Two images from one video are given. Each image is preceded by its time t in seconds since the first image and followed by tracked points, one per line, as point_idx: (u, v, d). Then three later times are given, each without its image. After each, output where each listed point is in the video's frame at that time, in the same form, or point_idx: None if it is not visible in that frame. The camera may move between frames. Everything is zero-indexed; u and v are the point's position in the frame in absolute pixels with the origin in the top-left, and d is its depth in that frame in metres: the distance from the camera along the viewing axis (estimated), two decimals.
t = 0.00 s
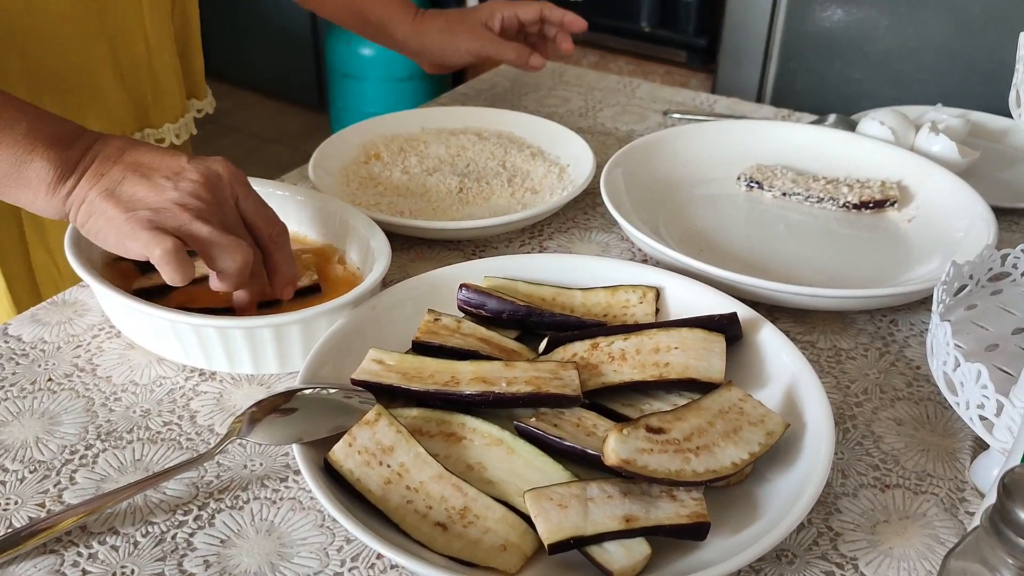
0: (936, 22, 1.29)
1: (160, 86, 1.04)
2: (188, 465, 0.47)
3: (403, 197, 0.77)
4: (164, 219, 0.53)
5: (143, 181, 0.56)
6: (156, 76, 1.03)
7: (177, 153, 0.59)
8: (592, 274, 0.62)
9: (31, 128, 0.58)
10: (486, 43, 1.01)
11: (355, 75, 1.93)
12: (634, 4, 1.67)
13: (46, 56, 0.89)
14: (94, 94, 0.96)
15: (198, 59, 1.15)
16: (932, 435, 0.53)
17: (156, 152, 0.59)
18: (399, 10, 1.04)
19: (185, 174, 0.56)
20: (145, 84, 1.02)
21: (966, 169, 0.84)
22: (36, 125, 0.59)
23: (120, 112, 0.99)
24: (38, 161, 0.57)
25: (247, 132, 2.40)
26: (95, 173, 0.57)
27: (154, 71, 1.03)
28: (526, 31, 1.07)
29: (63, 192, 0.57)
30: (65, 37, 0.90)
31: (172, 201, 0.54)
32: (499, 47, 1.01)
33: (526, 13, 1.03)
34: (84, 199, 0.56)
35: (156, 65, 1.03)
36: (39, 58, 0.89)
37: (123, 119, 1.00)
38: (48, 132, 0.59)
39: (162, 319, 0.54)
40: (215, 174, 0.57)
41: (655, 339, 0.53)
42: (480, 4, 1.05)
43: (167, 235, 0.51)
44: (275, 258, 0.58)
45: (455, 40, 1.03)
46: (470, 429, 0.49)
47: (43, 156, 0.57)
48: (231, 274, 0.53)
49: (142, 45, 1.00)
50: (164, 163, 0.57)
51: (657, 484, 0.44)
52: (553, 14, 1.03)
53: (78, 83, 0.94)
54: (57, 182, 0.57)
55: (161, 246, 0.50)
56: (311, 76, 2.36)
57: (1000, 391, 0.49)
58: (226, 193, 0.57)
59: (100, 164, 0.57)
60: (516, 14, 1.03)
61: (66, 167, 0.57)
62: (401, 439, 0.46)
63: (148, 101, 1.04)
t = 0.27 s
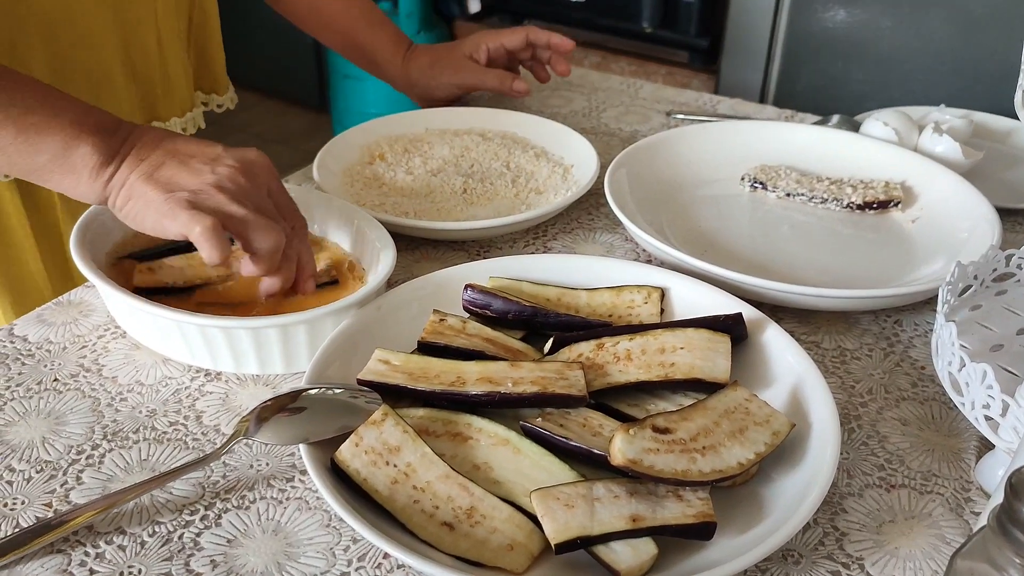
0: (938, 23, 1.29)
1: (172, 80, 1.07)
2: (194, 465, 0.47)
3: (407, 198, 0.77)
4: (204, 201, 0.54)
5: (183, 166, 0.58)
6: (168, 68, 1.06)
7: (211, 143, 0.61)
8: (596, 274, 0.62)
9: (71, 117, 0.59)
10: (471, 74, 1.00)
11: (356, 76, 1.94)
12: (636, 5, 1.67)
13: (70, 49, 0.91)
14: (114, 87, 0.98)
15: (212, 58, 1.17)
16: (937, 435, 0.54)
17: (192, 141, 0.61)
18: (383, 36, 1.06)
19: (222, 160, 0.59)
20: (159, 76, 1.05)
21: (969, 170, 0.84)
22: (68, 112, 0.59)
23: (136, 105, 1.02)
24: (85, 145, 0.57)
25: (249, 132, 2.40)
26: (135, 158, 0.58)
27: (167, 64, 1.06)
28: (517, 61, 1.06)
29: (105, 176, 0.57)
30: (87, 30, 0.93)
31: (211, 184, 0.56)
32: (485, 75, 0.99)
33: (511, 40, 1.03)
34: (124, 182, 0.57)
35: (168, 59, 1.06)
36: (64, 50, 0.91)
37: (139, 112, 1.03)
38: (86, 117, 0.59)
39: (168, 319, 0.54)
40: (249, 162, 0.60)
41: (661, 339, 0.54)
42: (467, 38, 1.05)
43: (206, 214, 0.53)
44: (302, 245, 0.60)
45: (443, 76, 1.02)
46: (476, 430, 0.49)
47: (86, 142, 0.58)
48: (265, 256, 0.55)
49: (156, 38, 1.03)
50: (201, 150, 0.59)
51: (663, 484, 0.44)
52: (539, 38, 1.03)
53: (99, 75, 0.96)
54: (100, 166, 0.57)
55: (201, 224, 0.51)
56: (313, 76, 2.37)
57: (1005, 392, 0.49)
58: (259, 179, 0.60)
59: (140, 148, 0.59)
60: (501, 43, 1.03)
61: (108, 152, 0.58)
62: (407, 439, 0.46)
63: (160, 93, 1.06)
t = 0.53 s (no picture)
0: (937, 24, 1.29)
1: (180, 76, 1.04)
2: (192, 465, 0.47)
3: (406, 198, 0.77)
4: (229, 204, 0.55)
5: (199, 176, 0.58)
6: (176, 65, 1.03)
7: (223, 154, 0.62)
8: (594, 275, 0.62)
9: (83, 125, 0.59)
10: (467, 82, 0.99)
11: (355, 76, 1.94)
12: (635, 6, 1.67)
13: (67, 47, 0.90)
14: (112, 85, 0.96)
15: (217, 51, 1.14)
16: (934, 436, 0.54)
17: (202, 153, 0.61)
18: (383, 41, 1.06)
19: (237, 165, 0.60)
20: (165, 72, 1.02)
21: (967, 171, 0.84)
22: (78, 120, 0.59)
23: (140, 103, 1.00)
24: (95, 157, 0.57)
25: (248, 133, 2.40)
26: (149, 170, 0.58)
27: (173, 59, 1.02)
28: (516, 70, 1.06)
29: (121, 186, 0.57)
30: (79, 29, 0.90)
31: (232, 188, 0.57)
32: (482, 86, 0.99)
33: (510, 51, 1.02)
34: (140, 194, 0.57)
35: (176, 54, 1.03)
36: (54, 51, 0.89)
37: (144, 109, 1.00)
38: (97, 127, 0.59)
39: (166, 319, 0.54)
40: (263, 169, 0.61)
41: (658, 340, 0.54)
42: (466, 45, 1.04)
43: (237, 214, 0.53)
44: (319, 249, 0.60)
45: (440, 85, 1.02)
46: (473, 429, 0.49)
47: (95, 153, 0.57)
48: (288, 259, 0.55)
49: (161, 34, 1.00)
50: (215, 159, 0.60)
51: (660, 484, 0.44)
52: (538, 49, 1.02)
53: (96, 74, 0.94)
54: (117, 178, 0.57)
55: (234, 223, 0.52)
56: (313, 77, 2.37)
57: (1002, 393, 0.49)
58: (275, 185, 0.61)
59: (153, 160, 0.59)
60: (499, 53, 1.02)
61: (123, 162, 0.58)
62: (405, 439, 0.46)
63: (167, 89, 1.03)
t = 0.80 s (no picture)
0: (936, 25, 1.29)
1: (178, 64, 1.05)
2: (187, 466, 0.47)
3: (404, 199, 0.77)
4: (146, 193, 0.53)
5: (120, 151, 0.55)
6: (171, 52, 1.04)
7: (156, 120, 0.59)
8: (592, 276, 0.62)
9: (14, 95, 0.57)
10: (467, 82, 0.99)
11: (354, 76, 1.93)
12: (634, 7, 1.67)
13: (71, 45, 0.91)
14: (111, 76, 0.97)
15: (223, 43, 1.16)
16: (932, 437, 0.54)
17: (131, 120, 0.58)
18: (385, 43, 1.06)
19: (165, 143, 0.57)
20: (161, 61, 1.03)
21: (966, 172, 0.84)
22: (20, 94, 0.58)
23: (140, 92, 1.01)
24: (10, 124, 0.56)
25: (248, 133, 2.40)
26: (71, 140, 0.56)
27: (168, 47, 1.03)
28: (516, 74, 1.05)
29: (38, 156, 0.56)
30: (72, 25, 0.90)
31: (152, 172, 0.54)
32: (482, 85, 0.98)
33: (510, 53, 1.02)
34: (57, 166, 0.55)
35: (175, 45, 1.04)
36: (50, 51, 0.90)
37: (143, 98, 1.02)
38: (27, 97, 0.58)
39: (163, 320, 0.54)
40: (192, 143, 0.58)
41: (656, 341, 0.54)
42: (466, 47, 1.05)
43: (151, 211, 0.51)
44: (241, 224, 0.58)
45: (440, 85, 1.01)
46: (470, 431, 0.49)
47: (13, 121, 0.56)
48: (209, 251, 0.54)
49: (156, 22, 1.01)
50: (143, 131, 0.57)
51: (657, 486, 0.44)
52: (538, 53, 1.02)
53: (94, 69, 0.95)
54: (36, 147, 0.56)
55: (148, 227, 0.50)
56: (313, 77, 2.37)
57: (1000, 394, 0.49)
58: (204, 164, 0.58)
59: (76, 130, 0.57)
60: (500, 55, 1.03)
61: (46, 133, 0.57)
62: (401, 440, 0.46)
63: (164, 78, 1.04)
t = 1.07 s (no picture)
0: (937, 26, 1.30)
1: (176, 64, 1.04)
2: (190, 465, 0.47)
3: (406, 199, 0.77)
4: (146, 200, 0.53)
5: (124, 160, 0.57)
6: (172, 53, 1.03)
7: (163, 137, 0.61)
8: (594, 276, 0.62)
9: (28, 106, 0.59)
10: (471, 82, 0.99)
11: (355, 76, 1.94)
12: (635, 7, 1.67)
13: (67, 44, 0.90)
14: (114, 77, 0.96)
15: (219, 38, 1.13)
16: (933, 437, 0.54)
17: (138, 135, 0.60)
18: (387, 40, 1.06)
19: (169, 156, 0.58)
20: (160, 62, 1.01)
21: (967, 172, 0.84)
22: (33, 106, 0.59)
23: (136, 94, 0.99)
24: (23, 134, 0.58)
25: (249, 133, 2.40)
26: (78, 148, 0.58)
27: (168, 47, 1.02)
28: (517, 75, 1.06)
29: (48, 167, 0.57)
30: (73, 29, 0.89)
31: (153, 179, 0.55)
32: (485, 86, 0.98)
33: (512, 54, 1.03)
34: (64, 171, 0.56)
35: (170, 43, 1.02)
36: (51, 55, 0.89)
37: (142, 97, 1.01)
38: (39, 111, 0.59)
39: (166, 319, 0.54)
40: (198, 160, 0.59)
41: (657, 341, 0.54)
42: (467, 49, 1.05)
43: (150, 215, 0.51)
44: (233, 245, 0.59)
45: (443, 85, 1.01)
46: (472, 430, 0.49)
47: (26, 130, 0.58)
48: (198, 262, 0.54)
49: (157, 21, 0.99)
50: (148, 144, 0.59)
51: (659, 485, 0.44)
52: (540, 54, 1.03)
53: (94, 71, 0.94)
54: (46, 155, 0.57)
55: (144, 227, 0.50)
56: (314, 77, 2.37)
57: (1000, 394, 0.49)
58: (204, 178, 0.59)
59: (84, 139, 0.58)
60: (503, 56, 1.03)
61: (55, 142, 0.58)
62: (404, 439, 0.46)
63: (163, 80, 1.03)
